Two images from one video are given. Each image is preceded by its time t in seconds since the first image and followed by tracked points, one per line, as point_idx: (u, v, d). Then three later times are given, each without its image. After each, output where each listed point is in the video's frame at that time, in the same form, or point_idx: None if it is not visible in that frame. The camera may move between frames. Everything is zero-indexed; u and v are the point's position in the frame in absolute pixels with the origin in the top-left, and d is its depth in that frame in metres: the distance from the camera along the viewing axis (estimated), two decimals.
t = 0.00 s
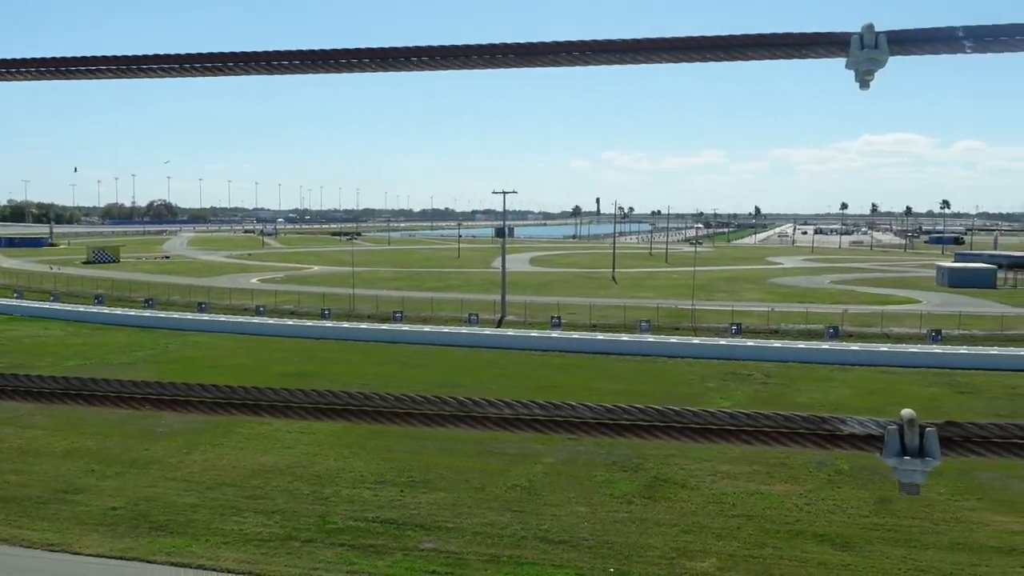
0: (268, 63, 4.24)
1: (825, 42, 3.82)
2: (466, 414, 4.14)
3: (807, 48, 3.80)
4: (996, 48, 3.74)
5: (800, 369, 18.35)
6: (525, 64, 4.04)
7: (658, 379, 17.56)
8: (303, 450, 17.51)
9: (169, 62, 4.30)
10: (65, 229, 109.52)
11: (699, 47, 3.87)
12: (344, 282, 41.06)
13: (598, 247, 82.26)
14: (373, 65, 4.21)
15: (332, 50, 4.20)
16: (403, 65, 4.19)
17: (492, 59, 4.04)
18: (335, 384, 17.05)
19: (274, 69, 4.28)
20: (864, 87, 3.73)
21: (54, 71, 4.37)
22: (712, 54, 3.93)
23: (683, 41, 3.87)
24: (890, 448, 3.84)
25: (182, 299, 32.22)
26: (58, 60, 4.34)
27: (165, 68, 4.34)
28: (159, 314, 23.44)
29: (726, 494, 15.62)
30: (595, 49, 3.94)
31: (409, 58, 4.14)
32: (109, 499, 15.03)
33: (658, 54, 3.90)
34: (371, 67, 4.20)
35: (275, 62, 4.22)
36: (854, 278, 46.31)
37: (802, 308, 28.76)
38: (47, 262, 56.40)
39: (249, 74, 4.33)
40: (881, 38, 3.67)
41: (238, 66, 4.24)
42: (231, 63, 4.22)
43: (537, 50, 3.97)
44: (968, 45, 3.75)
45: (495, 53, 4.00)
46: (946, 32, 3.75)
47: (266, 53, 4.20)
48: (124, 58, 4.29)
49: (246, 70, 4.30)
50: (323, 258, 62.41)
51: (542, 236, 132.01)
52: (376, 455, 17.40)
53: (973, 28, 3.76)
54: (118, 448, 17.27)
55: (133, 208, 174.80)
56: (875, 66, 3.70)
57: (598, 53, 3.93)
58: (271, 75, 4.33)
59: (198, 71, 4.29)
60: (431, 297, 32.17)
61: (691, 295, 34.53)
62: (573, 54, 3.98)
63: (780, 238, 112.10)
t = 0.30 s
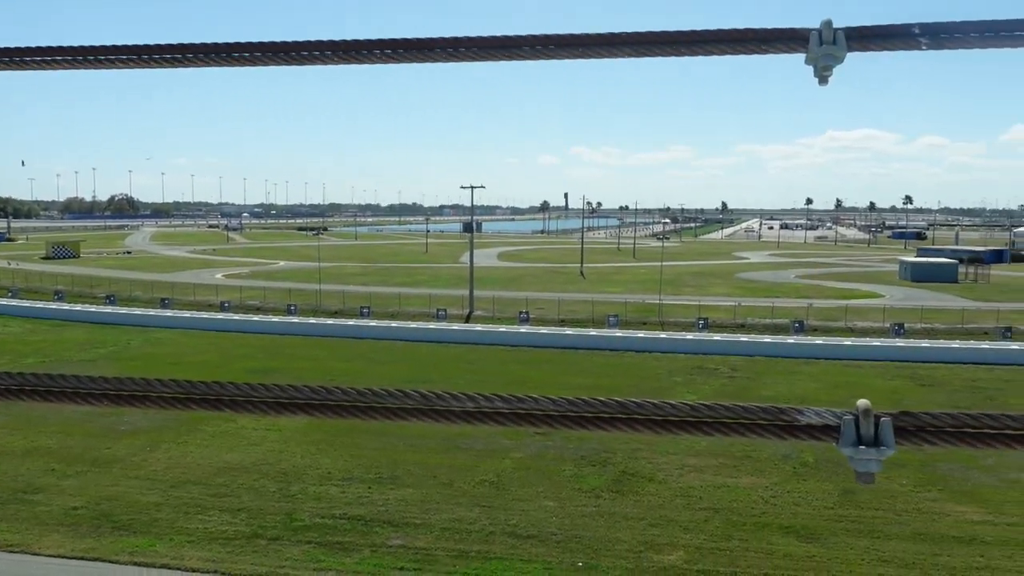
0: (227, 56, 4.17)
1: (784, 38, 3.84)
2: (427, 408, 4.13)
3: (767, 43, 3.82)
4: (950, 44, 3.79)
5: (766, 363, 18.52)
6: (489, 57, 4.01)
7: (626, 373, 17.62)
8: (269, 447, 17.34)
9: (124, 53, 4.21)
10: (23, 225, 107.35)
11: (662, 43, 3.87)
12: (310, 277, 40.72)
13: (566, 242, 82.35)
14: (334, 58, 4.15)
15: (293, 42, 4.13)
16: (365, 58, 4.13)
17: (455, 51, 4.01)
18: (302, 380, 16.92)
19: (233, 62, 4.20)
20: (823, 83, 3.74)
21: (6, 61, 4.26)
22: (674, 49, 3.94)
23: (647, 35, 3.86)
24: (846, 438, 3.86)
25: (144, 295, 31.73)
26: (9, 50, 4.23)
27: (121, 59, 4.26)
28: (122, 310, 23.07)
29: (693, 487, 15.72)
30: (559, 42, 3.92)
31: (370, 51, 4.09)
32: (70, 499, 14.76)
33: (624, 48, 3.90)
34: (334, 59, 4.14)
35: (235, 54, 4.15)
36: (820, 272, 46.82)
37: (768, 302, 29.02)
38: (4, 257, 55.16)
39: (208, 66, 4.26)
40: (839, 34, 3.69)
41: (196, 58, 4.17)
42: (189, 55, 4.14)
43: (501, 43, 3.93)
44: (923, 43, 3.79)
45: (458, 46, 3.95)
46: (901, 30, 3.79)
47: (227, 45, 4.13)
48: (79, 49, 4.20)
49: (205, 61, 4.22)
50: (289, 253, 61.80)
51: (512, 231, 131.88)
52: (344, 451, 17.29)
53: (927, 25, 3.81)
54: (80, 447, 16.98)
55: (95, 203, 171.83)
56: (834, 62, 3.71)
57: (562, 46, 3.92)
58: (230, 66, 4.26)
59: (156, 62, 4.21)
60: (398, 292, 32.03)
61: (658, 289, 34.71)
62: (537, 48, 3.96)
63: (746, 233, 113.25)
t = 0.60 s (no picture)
0: (190, 48, 4.14)
1: (745, 32, 3.88)
2: (393, 400, 4.16)
3: (728, 37, 3.86)
4: (906, 40, 3.85)
5: (735, 356, 18.69)
6: (454, 51, 4.02)
7: (597, 368, 17.70)
8: (238, 445, 17.21)
9: (83, 46, 4.17)
10: None
11: (625, 36, 3.89)
12: (279, 274, 40.42)
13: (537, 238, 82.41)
14: (297, 51, 4.13)
15: (257, 34, 4.11)
16: (328, 52, 4.11)
17: (419, 46, 4.02)
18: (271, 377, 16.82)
19: (197, 55, 4.18)
20: (783, 77, 3.79)
21: None
22: (637, 42, 3.97)
23: (610, 29, 3.89)
24: (806, 426, 3.91)
25: (109, 292, 31.31)
26: None
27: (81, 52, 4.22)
28: (86, 308, 22.71)
29: (664, 480, 15.83)
30: (522, 36, 3.94)
31: (335, 45, 4.07)
32: (34, 499, 14.54)
33: (588, 42, 3.92)
34: (298, 52, 4.13)
35: (196, 46, 4.12)
36: (787, 266, 47.33)
37: (737, 296, 29.28)
38: None
39: (170, 59, 4.21)
40: (799, 29, 3.75)
41: (158, 50, 4.13)
42: (153, 47, 4.11)
43: (466, 37, 3.95)
44: (880, 37, 3.84)
45: (424, 40, 3.96)
46: (859, 25, 3.84)
47: (188, 38, 4.09)
48: (36, 42, 4.16)
49: (166, 54, 4.18)
50: (258, 250, 61.20)
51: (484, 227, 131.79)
52: (314, 448, 17.20)
53: (884, 19, 3.86)
54: (44, 447, 16.74)
55: (60, 200, 169.08)
56: (794, 56, 3.76)
57: (526, 41, 3.94)
58: (191, 59, 4.22)
59: (118, 54, 4.18)
60: (368, 288, 31.88)
61: (628, 284, 34.86)
62: (501, 42, 3.99)
63: (715, 228, 114.13)
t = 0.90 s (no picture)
0: (152, 45, 4.11)
1: (707, 31, 3.95)
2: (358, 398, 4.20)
3: (691, 36, 3.92)
4: (864, 40, 3.95)
5: (703, 351, 18.87)
6: (418, 48, 4.05)
7: (567, 363, 17.81)
8: (207, 443, 17.10)
9: (45, 41, 4.14)
10: None
11: (590, 34, 3.94)
12: (247, 271, 40.03)
13: (509, 234, 82.46)
14: (262, 47, 4.12)
15: (221, 31, 4.09)
16: (293, 48, 4.11)
17: (384, 43, 4.04)
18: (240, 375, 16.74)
19: (160, 52, 4.15)
20: (745, 75, 3.86)
21: None
22: (601, 41, 4.02)
23: (574, 27, 3.95)
24: (765, 421, 4.00)
25: (72, 290, 30.84)
26: None
27: (43, 47, 4.18)
28: (52, 307, 22.38)
29: (633, 474, 15.98)
30: (487, 34, 4.00)
31: (300, 42, 4.07)
32: None
33: (553, 40, 3.98)
34: (263, 49, 4.13)
35: (160, 42, 4.10)
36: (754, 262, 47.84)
37: (705, 292, 29.53)
38: None
39: (135, 55, 4.19)
40: (760, 29, 3.82)
41: (121, 46, 4.11)
42: (115, 43, 4.09)
43: (432, 35, 3.98)
44: (840, 37, 3.93)
45: (389, 38, 3.98)
46: (818, 25, 3.92)
47: (151, 34, 4.08)
48: None
49: (131, 51, 4.16)
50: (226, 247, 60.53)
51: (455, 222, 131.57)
52: (284, 446, 17.15)
53: (843, 20, 3.95)
54: (8, 447, 16.50)
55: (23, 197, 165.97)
56: (755, 55, 3.84)
57: (491, 38, 3.99)
58: (155, 56, 4.20)
59: (77, 51, 4.14)
60: (337, 285, 31.70)
61: (598, 280, 35.00)
62: (466, 39, 4.03)
63: (686, 224, 114.88)
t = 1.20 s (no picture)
0: (107, 40, 4.06)
1: (667, 32, 3.99)
2: (315, 398, 4.20)
3: (651, 37, 3.96)
4: (820, 41, 4.02)
5: (669, 348, 19.03)
6: (378, 46, 4.06)
7: (534, 361, 17.87)
8: (171, 444, 16.93)
9: None
10: None
11: (552, 34, 3.97)
12: (212, 270, 39.59)
13: (476, 232, 82.41)
14: (219, 43, 4.09)
15: (176, 27, 4.05)
16: (252, 45, 4.09)
17: (344, 42, 4.04)
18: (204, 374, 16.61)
19: (116, 48, 4.11)
20: (704, 76, 3.91)
21: None
22: (561, 39, 4.05)
23: (533, 27, 3.98)
24: (723, 418, 4.06)
25: (32, 289, 30.26)
26: None
27: None
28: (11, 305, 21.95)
29: (600, 470, 16.08)
30: (446, 32, 4.02)
31: (260, 38, 4.05)
32: None
33: (512, 39, 4.01)
34: (221, 46, 4.10)
35: (116, 38, 4.05)
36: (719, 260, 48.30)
37: (671, 289, 29.78)
38: None
39: (88, 50, 4.14)
40: (719, 30, 3.87)
41: (75, 42, 4.05)
42: (68, 39, 4.03)
43: (393, 32, 3.98)
44: (796, 38, 4.00)
45: (349, 35, 3.98)
46: (775, 27, 3.98)
47: (106, 29, 4.02)
48: None
49: (85, 45, 4.10)
50: (189, 245, 59.69)
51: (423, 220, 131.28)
52: (249, 445, 17.02)
53: (800, 21, 4.02)
54: None
55: None
56: (714, 56, 3.89)
57: (452, 35, 4.02)
58: (108, 51, 4.16)
59: (30, 46, 4.08)
60: (303, 284, 31.47)
61: (565, 278, 35.11)
62: (427, 38, 4.05)
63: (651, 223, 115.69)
